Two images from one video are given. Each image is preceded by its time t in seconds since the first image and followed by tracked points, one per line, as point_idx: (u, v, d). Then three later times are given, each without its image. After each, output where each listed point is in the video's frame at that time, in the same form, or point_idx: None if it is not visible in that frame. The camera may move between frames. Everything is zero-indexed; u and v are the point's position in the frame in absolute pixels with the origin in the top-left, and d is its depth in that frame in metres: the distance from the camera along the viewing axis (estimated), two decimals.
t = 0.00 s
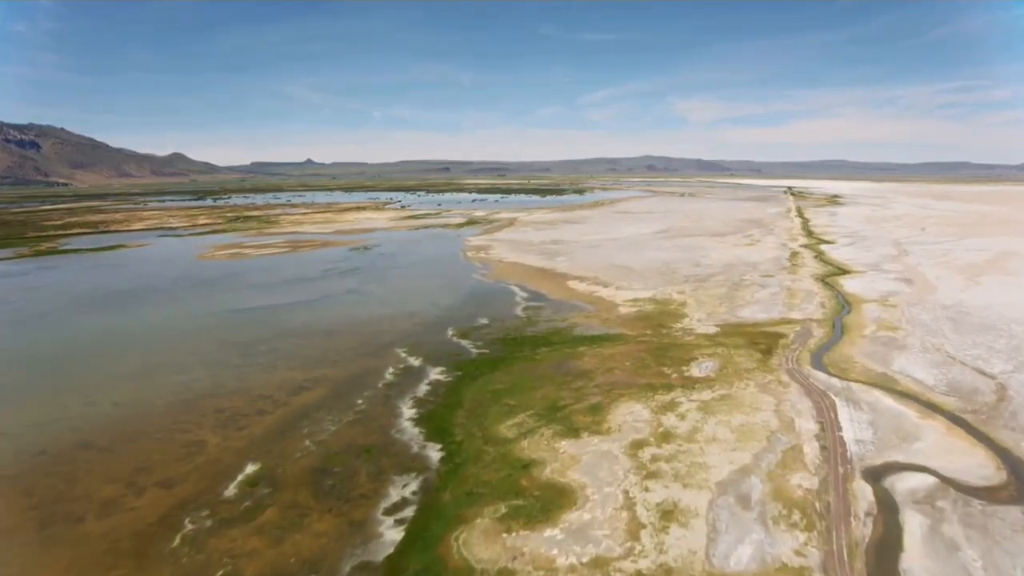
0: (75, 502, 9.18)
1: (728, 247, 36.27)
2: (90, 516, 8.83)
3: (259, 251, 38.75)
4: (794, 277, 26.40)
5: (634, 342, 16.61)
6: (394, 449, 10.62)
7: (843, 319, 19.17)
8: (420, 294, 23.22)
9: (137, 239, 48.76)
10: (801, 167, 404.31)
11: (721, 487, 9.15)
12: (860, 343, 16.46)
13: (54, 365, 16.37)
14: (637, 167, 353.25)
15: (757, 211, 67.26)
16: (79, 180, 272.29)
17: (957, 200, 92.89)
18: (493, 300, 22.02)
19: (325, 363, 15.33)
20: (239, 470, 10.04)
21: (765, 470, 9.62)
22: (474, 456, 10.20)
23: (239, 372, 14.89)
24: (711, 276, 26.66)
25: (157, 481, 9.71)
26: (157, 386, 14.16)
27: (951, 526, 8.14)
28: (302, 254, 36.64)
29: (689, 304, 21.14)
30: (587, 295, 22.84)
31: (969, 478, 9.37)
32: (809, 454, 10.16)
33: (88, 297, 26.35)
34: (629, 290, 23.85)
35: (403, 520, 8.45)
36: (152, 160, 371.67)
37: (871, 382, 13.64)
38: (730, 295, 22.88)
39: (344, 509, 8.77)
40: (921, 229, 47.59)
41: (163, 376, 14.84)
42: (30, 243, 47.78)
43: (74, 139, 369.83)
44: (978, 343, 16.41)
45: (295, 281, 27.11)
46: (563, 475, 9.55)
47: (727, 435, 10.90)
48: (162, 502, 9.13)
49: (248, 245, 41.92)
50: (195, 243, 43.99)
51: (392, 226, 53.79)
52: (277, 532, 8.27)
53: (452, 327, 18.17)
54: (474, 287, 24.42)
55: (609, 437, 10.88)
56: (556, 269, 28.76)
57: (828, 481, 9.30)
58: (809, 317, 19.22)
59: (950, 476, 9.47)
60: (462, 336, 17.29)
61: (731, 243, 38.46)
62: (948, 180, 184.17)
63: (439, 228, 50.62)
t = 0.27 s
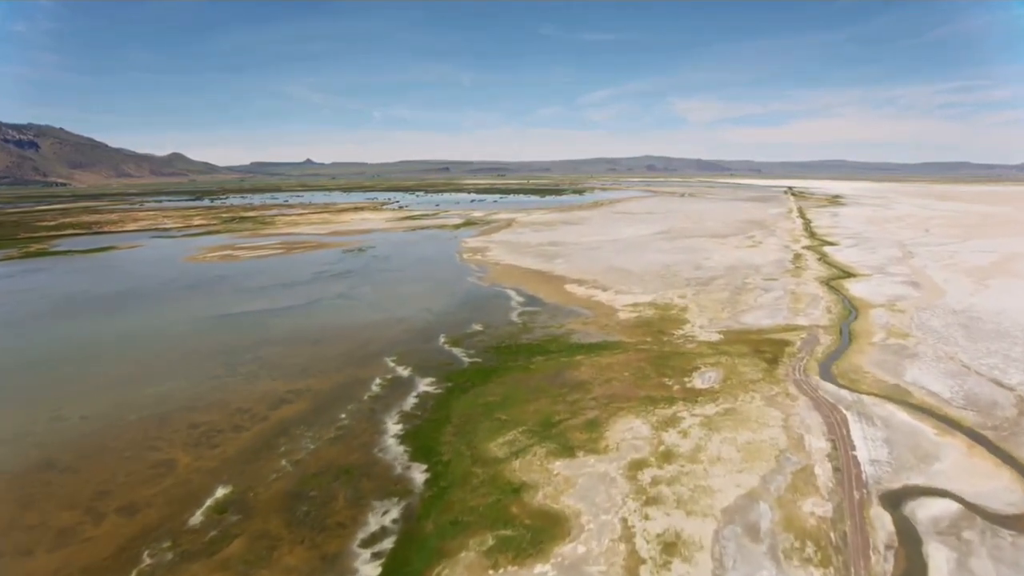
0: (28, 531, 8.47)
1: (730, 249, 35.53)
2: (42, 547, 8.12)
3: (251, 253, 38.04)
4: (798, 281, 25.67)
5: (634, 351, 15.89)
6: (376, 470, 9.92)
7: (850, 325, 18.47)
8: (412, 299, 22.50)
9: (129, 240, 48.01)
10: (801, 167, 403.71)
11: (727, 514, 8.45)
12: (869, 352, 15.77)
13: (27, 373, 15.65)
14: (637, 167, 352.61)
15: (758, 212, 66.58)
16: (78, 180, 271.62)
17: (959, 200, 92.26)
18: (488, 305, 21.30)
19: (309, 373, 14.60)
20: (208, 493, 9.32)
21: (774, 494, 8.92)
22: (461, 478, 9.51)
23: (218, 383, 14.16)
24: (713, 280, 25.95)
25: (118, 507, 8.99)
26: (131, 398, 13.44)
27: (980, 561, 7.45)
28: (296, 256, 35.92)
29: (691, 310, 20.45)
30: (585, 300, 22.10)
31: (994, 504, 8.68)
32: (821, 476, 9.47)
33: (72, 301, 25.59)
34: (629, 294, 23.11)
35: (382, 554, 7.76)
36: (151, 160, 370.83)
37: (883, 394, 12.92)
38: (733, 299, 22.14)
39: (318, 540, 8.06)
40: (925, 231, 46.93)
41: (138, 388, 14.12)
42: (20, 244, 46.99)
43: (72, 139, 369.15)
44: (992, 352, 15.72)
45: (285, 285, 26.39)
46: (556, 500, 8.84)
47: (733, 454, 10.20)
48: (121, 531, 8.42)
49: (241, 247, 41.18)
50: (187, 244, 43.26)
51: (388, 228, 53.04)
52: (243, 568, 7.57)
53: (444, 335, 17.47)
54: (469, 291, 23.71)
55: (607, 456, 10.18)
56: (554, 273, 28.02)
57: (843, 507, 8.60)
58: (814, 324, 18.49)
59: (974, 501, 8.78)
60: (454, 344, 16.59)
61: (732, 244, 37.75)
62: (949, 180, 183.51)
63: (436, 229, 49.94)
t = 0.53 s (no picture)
0: None
1: (731, 251, 34.81)
2: None
3: (244, 254, 37.33)
4: (802, 285, 24.95)
5: (633, 360, 15.16)
6: (355, 495, 9.20)
7: (859, 332, 17.75)
8: (405, 304, 21.80)
9: (121, 241, 47.30)
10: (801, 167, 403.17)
11: (735, 548, 7.74)
12: (880, 361, 15.04)
13: None
14: (636, 167, 351.93)
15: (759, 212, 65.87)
16: (77, 180, 271.20)
17: (961, 201, 91.59)
18: (482, 310, 20.58)
19: (292, 384, 13.88)
20: (171, 522, 8.60)
21: (785, 525, 8.22)
22: (446, 505, 8.80)
23: (196, 395, 13.45)
24: (714, 283, 25.23)
25: (72, 538, 8.27)
26: (102, 411, 12.73)
27: None
28: (289, 258, 35.21)
29: (692, 315, 19.73)
30: (582, 305, 21.38)
31: None
32: (835, 502, 8.75)
33: (55, 304, 24.84)
34: (628, 298, 22.40)
35: None
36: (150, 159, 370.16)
37: (897, 409, 12.19)
38: (736, 304, 21.42)
39: None
40: (929, 232, 46.20)
41: (111, 399, 13.41)
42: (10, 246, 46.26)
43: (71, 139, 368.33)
44: (1009, 361, 14.99)
45: (276, 288, 25.69)
46: (548, 531, 8.13)
47: (739, 476, 9.48)
48: (73, 566, 7.71)
49: (233, 248, 40.46)
50: (179, 246, 42.55)
51: (384, 228, 52.30)
52: None
53: (436, 343, 16.75)
54: (464, 296, 23.00)
55: (604, 479, 9.46)
56: (551, 275, 27.31)
57: (861, 540, 7.89)
58: (821, 330, 17.76)
59: (1002, 531, 8.08)
60: (446, 352, 15.88)
61: (733, 246, 37.03)
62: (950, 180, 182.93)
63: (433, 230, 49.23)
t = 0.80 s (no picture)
0: None
1: (733, 253, 34.00)
2: None
3: (235, 256, 36.51)
4: (807, 289, 24.13)
5: (632, 372, 14.35)
6: (327, 530, 8.38)
7: (869, 341, 16.93)
8: (396, 310, 21.01)
9: (111, 243, 46.45)
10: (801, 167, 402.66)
11: None
12: (894, 374, 14.22)
13: None
14: (636, 167, 351.20)
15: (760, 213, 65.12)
16: (74, 180, 270.30)
17: (963, 201, 90.93)
18: (475, 317, 19.78)
19: (270, 400, 13.08)
20: (120, 563, 7.79)
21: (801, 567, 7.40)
22: (426, 542, 7.98)
23: (167, 411, 12.63)
24: (717, 287, 24.42)
25: None
26: (64, 429, 11.90)
27: None
28: (280, 261, 34.40)
29: (694, 322, 18.91)
30: (580, 311, 20.56)
31: None
32: (856, 539, 7.93)
33: (34, 309, 23.99)
34: (627, 304, 21.58)
35: None
36: (148, 159, 369.25)
37: (916, 427, 11.37)
38: (739, 310, 20.59)
39: None
40: (934, 233, 45.41)
41: (76, 416, 12.59)
42: None
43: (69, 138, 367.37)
44: None
45: (263, 293, 24.88)
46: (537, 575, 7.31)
47: (749, 508, 8.66)
48: None
49: (225, 250, 39.61)
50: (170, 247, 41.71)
51: (380, 230, 51.44)
52: None
53: (425, 353, 15.93)
54: (457, 302, 22.20)
55: (600, 510, 8.64)
56: (548, 279, 26.47)
57: None
58: (830, 339, 16.95)
59: None
60: (435, 364, 15.06)
61: (735, 249, 36.22)
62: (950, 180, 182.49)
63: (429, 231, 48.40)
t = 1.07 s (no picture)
0: None
1: (735, 255, 33.32)
2: None
3: (227, 258, 35.79)
4: (812, 293, 23.43)
5: (632, 384, 13.65)
6: (300, 564, 7.69)
7: (879, 349, 16.24)
8: (387, 315, 20.33)
9: (103, 244, 45.71)
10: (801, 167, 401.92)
11: None
12: (908, 385, 13.52)
13: None
14: (636, 167, 350.68)
15: (761, 214, 64.48)
16: (73, 180, 269.61)
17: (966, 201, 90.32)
18: (469, 322, 19.09)
19: (249, 414, 12.38)
20: None
21: None
22: None
23: (139, 425, 11.93)
24: (719, 291, 23.73)
25: None
26: (29, 445, 11.19)
27: None
28: (273, 263, 33.69)
29: (697, 329, 18.23)
30: (578, 316, 19.86)
31: None
32: None
33: (16, 313, 23.26)
34: (627, 309, 20.87)
35: None
36: (147, 159, 368.50)
37: (935, 445, 10.68)
38: (743, 316, 19.89)
39: None
40: (939, 235, 44.73)
41: (43, 429, 11.87)
42: None
43: (68, 138, 366.90)
44: None
45: (253, 297, 24.17)
46: None
47: (760, 539, 7.96)
48: None
49: (217, 252, 38.89)
50: (162, 249, 41.00)
51: (376, 231, 50.75)
52: None
53: (416, 363, 15.22)
54: (451, 306, 21.50)
55: (598, 543, 7.94)
56: (546, 283, 25.77)
57: None
58: (838, 348, 16.25)
59: None
60: (426, 374, 14.37)
61: (737, 251, 35.51)
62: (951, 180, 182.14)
63: (426, 232, 47.73)
